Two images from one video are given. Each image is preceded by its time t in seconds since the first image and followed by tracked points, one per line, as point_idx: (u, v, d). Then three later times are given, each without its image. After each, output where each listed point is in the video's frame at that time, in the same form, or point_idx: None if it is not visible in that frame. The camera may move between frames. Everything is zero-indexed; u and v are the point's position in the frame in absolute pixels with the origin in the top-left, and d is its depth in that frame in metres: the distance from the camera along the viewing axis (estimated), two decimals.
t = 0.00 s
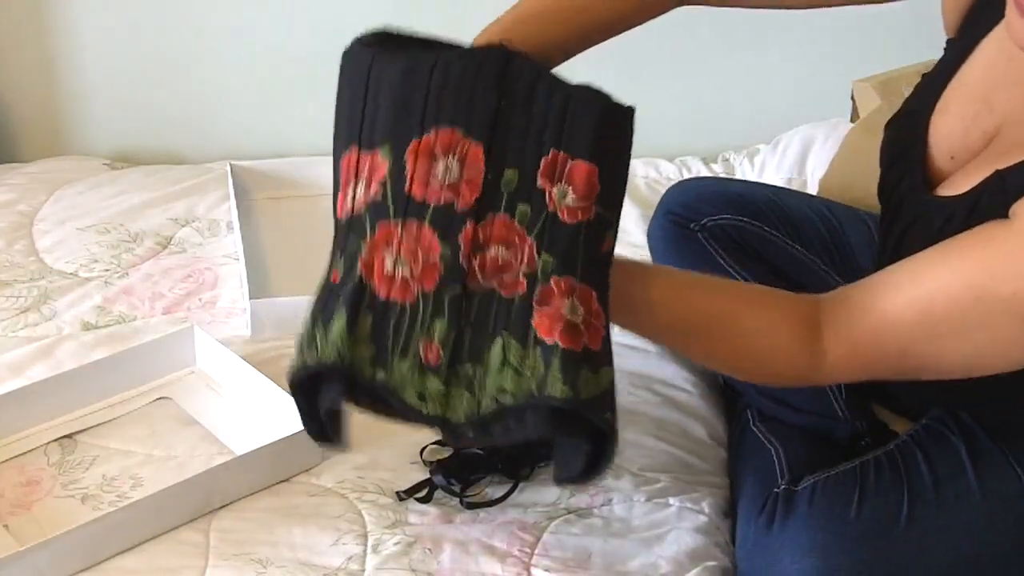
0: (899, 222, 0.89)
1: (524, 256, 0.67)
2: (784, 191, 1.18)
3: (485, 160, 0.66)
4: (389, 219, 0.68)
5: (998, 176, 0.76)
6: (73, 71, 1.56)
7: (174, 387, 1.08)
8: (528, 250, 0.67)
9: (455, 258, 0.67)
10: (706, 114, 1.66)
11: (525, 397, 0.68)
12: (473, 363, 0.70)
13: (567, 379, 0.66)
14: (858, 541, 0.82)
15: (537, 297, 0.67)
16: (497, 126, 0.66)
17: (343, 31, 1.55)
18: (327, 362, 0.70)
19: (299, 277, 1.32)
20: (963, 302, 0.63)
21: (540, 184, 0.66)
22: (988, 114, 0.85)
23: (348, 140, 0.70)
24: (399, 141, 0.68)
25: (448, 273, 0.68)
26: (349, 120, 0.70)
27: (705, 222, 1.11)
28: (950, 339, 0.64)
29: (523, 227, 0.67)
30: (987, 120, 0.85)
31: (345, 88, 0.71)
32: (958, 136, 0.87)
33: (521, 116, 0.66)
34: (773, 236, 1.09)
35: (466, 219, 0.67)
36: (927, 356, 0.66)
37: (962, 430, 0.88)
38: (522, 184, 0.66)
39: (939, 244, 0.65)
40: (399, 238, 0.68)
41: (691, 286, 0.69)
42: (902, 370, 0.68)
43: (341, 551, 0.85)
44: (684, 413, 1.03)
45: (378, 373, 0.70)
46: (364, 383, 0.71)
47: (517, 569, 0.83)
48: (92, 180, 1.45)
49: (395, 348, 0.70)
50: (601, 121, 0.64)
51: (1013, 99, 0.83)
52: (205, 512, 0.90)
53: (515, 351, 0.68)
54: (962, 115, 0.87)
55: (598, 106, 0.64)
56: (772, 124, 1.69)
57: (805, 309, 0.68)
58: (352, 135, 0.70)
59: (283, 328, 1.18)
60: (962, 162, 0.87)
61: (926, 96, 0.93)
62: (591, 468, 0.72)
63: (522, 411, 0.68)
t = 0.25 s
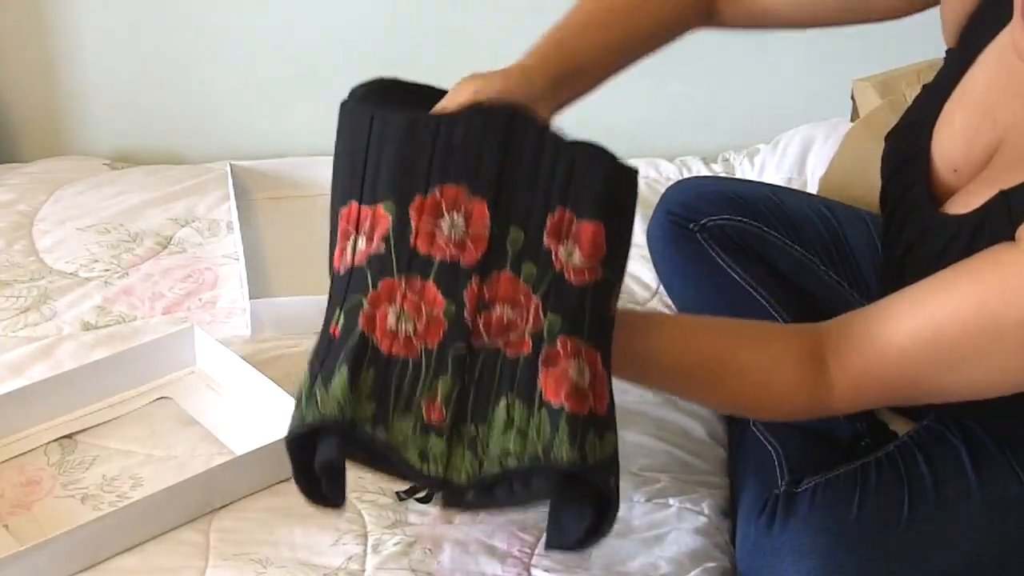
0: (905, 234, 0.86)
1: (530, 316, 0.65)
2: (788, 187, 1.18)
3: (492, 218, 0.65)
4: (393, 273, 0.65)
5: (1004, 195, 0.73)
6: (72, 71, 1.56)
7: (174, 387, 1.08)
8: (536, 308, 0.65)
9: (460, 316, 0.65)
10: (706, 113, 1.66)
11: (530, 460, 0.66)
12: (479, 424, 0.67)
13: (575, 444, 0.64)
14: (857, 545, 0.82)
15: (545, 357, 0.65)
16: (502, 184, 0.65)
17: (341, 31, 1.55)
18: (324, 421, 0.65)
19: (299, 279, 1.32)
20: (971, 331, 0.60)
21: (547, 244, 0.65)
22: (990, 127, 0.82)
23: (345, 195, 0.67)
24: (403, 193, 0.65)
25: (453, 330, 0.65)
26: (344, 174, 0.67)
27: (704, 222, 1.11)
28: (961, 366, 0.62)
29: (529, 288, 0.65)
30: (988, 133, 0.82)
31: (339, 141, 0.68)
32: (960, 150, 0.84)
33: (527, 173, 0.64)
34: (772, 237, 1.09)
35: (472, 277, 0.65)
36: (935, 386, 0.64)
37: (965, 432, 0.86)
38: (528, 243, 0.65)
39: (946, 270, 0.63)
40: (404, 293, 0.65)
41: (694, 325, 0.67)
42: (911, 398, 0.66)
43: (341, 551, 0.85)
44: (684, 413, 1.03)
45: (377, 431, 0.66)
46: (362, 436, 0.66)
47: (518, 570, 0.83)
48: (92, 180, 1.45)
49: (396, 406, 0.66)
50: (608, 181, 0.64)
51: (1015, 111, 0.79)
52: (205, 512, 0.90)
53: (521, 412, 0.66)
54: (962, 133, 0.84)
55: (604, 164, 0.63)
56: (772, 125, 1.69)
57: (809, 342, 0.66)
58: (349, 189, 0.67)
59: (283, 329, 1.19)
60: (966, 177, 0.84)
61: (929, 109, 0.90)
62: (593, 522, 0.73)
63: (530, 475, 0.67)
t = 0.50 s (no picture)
0: (902, 262, 0.87)
1: (538, 374, 0.66)
2: (785, 185, 1.17)
3: (488, 279, 0.66)
4: (396, 345, 0.65)
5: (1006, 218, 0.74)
6: (72, 71, 1.56)
7: (175, 387, 1.08)
8: (543, 365, 0.66)
9: (468, 381, 0.66)
10: (706, 113, 1.66)
11: (564, 518, 0.64)
12: (503, 488, 0.67)
13: (606, 493, 0.64)
14: (857, 554, 0.82)
15: (558, 413, 0.65)
16: (495, 245, 0.66)
17: (341, 31, 1.55)
18: (349, 505, 0.62)
19: (299, 277, 1.31)
20: (978, 356, 0.62)
21: (545, 301, 0.66)
22: (988, 142, 0.82)
23: (333, 269, 0.66)
24: (399, 263, 0.65)
25: (465, 397, 0.66)
26: (330, 247, 0.66)
27: (702, 223, 1.10)
28: (971, 390, 0.63)
29: (532, 345, 0.66)
30: (986, 149, 0.82)
31: (320, 216, 0.67)
32: (958, 168, 0.84)
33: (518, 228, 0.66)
34: (770, 237, 1.09)
35: (474, 340, 0.66)
36: (942, 410, 0.65)
37: (967, 439, 0.87)
38: (525, 302, 0.66)
39: (946, 296, 0.64)
40: (410, 364, 0.66)
41: (699, 356, 0.68)
42: (918, 421, 0.67)
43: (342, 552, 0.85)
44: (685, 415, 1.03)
45: (402, 508, 0.64)
46: (389, 516, 0.64)
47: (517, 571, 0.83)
48: (91, 180, 1.45)
49: (419, 479, 0.65)
50: (601, 225, 0.65)
51: (1012, 128, 0.80)
52: (205, 512, 0.90)
53: (547, 470, 0.65)
54: (957, 153, 0.84)
55: (595, 212, 0.65)
56: (772, 124, 1.69)
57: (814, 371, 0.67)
58: (338, 263, 0.66)
59: (283, 329, 1.19)
60: (965, 196, 0.84)
61: (926, 121, 0.89)
62: None
63: (563, 534, 0.65)
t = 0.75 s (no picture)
0: (898, 269, 0.86)
1: (521, 406, 0.67)
2: (785, 184, 1.17)
3: (474, 306, 0.66)
4: (379, 376, 0.66)
5: (1001, 228, 0.73)
6: (71, 71, 1.56)
7: (174, 387, 1.08)
8: (526, 397, 0.66)
9: (450, 413, 0.66)
10: (707, 112, 1.66)
11: (536, 556, 0.66)
12: (479, 522, 0.67)
13: (577, 535, 0.65)
14: (856, 555, 0.81)
15: (538, 446, 0.66)
16: (484, 273, 0.66)
17: (341, 31, 1.55)
18: (323, 539, 0.65)
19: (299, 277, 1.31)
20: (968, 364, 0.63)
21: (533, 329, 0.66)
22: (983, 152, 0.82)
23: (317, 295, 0.67)
24: (384, 289, 0.65)
25: (445, 428, 0.66)
26: (314, 273, 0.66)
27: (701, 224, 1.11)
28: (960, 399, 0.65)
29: (516, 376, 0.67)
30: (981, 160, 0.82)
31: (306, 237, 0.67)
32: (952, 176, 0.84)
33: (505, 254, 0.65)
34: (768, 237, 1.09)
35: (459, 371, 0.66)
36: (930, 418, 0.67)
37: (968, 441, 0.86)
38: (512, 330, 0.66)
39: (936, 307, 0.66)
40: (391, 395, 0.66)
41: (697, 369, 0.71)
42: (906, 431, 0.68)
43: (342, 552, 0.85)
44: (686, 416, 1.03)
45: (377, 542, 0.66)
46: (362, 551, 0.65)
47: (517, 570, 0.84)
48: (91, 180, 1.44)
49: (395, 514, 0.66)
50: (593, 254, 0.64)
51: (1008, 135, 0.80)
52: (205, 512, 0.90)
53: (522, 507, 0.67)
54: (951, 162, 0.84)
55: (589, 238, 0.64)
56: (772, 124, 1.69)
57: (802, 382, 0.69)
58: (322, 288, 0.66)
59: (282, 329, 1.19)
60: (960, 204, 0.84)
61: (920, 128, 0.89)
62: None
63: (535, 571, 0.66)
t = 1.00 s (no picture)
0: (893, 271, 0.86)
1: (518, 412, 0.66)
2: (782, 184, 1.18)
3: (478, 307, 0.66)
4: (380, 370, 0.65)
5: (991, 233, 0.74)
6: (71, 72, 1.56)
7: (174, 387, 1.08)
8: (524, 403, 0.66)
9: (447, 414, 0.66)
10: (707, 112, 1.66)
11: (522, 561, 0.65)
12: (468, 525, 0.66)
13: (564, 543, 0.64)
14: (856, 558, 0.82)
15: (532, 453, 0.65)
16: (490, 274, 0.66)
17: (340, 31, 1.55)
18: (311, 529, 0.63)
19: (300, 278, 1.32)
20: (959, 370, 0.63)
21: (534, 335, 0.66)
22: (975, 158, 0.81)
23: (324, 280, 0.65)
24: (391, 284, 0.65)
25: (441, 428, 0.66)
26: (322, 258, 0.65)
27: (699, 226, 1.11)
28: (951, 404, 0.65)
29: (516, 381, 0.66)
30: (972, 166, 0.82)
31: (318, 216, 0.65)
32: (946, 180, 0.84)
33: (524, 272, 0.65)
34: (767, 237, 1.09)
35: (460, 371, 0.66)
36: (921, 422, 0.67)
37: (966, 441, 0.86)
38: (513, 335, 0.66)
39: (930, 311, 0.66)
40: (390, 391, 0.65)
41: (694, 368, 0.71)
42: (897, 434, 0.69)
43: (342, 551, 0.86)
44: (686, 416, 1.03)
45: (365, 536, 0.64)
46: (348, 545, 0.64)
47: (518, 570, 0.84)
48: (91, 180, 1.44)
49: (384, 510, 0.65)
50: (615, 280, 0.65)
51: (1000, 140, 0.79)
52: (206, 512, 0.90)
53: (511, 512, 0.66)
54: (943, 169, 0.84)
55: (603, 256, 0.65)
56: (772, 124, 1.69)
57: (796, 383, 0.69)
58: (328, 275, 0.65)
59: (282, 329, 1.19)
60: (954, 208, 0.84)
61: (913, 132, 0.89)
62: None
63: None
